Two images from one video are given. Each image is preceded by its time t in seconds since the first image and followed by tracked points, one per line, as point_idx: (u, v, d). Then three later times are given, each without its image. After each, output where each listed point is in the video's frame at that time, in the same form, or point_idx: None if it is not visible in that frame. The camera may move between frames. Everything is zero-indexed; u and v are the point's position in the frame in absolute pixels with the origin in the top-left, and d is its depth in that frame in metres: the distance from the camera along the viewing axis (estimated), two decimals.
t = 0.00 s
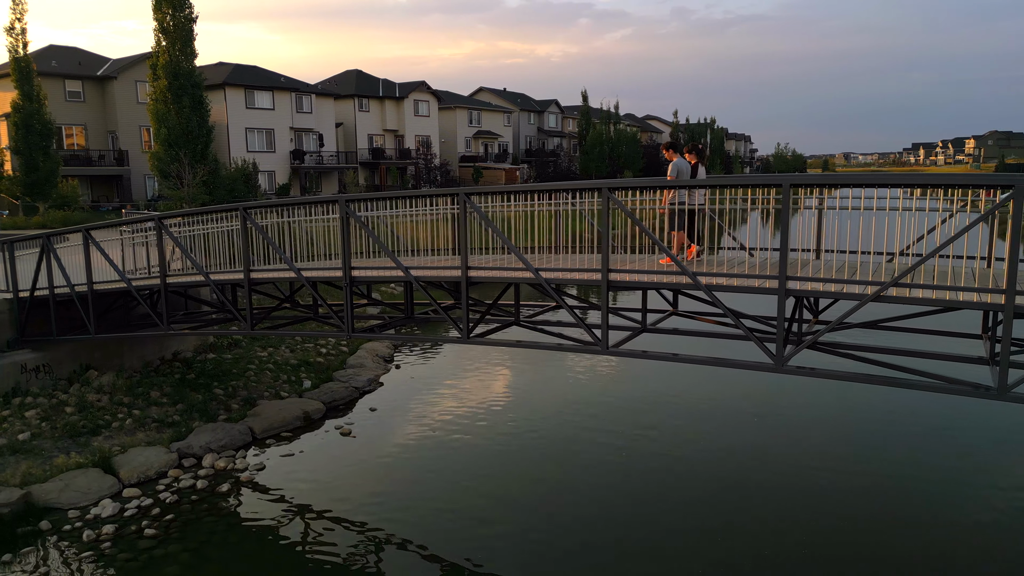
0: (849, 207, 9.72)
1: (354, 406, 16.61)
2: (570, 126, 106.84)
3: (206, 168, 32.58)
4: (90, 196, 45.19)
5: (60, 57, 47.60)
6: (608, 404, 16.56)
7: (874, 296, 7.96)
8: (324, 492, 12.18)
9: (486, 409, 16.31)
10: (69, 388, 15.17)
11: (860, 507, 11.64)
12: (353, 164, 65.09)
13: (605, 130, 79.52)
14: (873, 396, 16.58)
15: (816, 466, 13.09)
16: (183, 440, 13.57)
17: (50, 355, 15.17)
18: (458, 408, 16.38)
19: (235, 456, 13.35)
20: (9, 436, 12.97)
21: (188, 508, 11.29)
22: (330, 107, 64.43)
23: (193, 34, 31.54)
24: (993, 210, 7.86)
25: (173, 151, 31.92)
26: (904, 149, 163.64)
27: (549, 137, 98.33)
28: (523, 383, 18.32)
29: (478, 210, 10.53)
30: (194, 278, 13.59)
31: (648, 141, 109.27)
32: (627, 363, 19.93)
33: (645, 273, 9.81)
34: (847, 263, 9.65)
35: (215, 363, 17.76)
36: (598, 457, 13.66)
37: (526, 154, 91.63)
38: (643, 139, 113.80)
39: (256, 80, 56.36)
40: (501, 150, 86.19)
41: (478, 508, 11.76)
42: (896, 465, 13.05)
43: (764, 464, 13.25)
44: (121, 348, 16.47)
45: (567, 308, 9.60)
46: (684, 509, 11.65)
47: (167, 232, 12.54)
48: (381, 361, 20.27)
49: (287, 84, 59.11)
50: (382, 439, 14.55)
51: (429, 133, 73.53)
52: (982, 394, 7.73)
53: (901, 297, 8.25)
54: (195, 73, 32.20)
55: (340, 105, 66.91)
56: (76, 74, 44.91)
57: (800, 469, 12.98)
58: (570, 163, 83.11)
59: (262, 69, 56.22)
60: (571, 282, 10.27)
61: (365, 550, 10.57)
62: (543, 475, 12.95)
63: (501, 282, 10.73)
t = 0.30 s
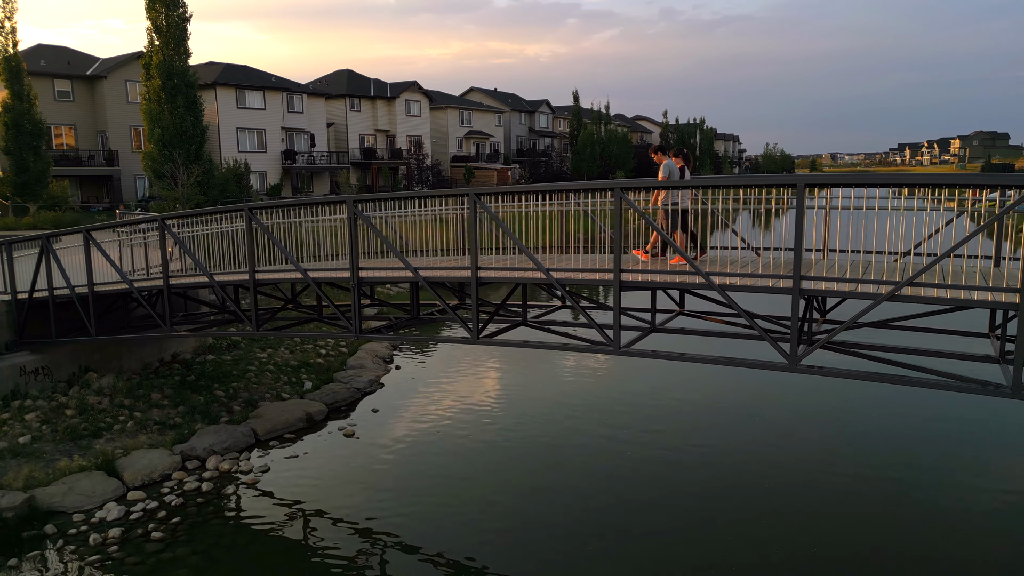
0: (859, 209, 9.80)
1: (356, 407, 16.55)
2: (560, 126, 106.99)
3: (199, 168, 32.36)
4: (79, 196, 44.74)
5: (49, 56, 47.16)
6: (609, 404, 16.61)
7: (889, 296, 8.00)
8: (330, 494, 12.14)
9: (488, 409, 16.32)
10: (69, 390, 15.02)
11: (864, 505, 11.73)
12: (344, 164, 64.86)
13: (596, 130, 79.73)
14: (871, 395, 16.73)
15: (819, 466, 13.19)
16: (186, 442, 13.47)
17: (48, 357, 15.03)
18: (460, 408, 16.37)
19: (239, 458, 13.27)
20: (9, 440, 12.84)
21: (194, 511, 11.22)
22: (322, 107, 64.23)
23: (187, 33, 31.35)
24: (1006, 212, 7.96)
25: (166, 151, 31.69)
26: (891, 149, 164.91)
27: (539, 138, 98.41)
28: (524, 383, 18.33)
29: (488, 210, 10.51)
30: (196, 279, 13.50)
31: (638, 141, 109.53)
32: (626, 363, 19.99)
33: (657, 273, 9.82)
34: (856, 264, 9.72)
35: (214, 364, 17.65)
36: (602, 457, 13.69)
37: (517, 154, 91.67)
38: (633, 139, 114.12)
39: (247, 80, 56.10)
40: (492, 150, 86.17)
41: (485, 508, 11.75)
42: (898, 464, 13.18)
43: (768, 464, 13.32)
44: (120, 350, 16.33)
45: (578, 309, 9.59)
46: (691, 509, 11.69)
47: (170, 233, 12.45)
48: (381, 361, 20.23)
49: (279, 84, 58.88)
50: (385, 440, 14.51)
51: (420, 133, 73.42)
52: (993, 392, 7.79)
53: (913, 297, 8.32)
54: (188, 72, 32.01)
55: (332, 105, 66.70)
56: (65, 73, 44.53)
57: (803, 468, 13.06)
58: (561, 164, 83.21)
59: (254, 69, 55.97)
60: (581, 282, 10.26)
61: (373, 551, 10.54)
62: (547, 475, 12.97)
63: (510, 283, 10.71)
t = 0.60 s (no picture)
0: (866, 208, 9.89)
1: (358, 408, 16.49)
2: (551, 126, 107.09)
3: (193, 168, 32.14)
4: (69, 196, 44.31)
5: (37, 55, 46.71)
6: (611, 404, 16.63)
7: (903, 296, 8.05)
8: (337, 495, 12.09)
9: (490, 409, 16.30)
10: (68, 393, 14.88)
11: (868, 504, 11.81)
12: (336, 165, 64.60)
13: (587, 131, 79.86)
14: (869, 395, 16.86)
15: (821, 465, 13.27)
16: (188, 445, 13.37)
17: (47, 359, 14.87)
18: (462, 409, 16.34)
19: (243, 460, 13.17)
20: (10, 443, 12.70)
21: (200, 514, 11.14)
22: (314, 107, 64.00)
23: (181, 33, 31.15)
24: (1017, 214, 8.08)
25: (160, 151, 31.46)
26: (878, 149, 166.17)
27: (531, 138, 98.44)
28: (524, 383, 18.34)
29: (498, 210, 10.49)
30: (198, 280, 13.40)
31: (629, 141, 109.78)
32: (626, 363, 20.02)
33: (669, 273, 9.81)
34: (865, 264, 9.78)
35: (214, 366, 17.54)
36: (607, 457, 13.70)
37: (508, 154, 91.67)
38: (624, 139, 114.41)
39: (238, 80, 55.80)
40: (484, 150, 86.12)
41: (493, 509, 11.74)
42: (900, 462, 13.29)
43: (772, 462, 13.39)
44: (119, 352, 16.18)
45: (588, 310, 9.56)
46: (698, 508, 11.72)
47: (173, 234, 12.36)
48: (380, 362, 20.17)
49: (271, 84, 58.62)
50: (389, 441, 14.47)
51: (411, 133, 73.28)
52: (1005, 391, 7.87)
53: (926, 297, 8.39)
54: (182, 72, 31.80)
55: (323, 105, 66.45)
56: (54, 73, 44.12)
57: (807, 467, 13.13)
58: (553, 164, 83.26)
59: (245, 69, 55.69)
60: (591, 283, 10.24)
61: (381, 553, 10.49)
62: (553, 475, 12.98)
63: (519, 283, 10.67)
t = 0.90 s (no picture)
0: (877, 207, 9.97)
1: (360, 409, 16.42)
2: (542, 126, 107.18)
3: (188, 168, 31.94)
4: (58, 196, 43.94)
5: (26, 54, 46.28)
6: (614, 404, 16.65)
7: (918, 295, 8.12)
8: (343, 498, 12.04)
9: (493, 410, 16.29)
10: (68, 395, 14.74)
11: (875, 503, 11.88)
12: (328, 165, 64.33)
13: (578, 131, 79.95)
14: (870, 395, 16.98)
15: (826, 464, 13.35)
16: (193, 447, 13.28)
17: (47, 361, 14.72)
18: (465, 410, 16.30)
19: (247, 462, 13.10)
20: (11, 446, 12.57)
21: (207, 516, 11.05)
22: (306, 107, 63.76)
23: (175, 32, 30.93)
24: None
25: (154, 151, 31.24)
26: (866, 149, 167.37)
27: (522, 138, 98.44)
28: (526, 383, 18.33)
29: (510, 210, 10.48)
30: (202, 280, 13.29)
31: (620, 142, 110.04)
32: (627, 364, 20.04)
33: (682, 273, 9.81)
34: (876, 264, 9.86)
35: (214, 367, 17.42)
36: (612, 458, 13.71)
37: (500, 154, 91.67)
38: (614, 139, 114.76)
39: (230, 79, 55.49)
40: (475, 150, 86.06)
41: (501, 510, 11.72)
42: (903, 462, 13.39)
43: (777, 462, 13.46)
44: (119, 353, 16.04)
45: (601, 309, 9.53)
46: (707, 509, 11.74)
47: (178, 234, 12.26)
48: (381, 363, 20.11)
49: (263, 83, 58.36)
50: (393, 442, 14.42)
51: (403, 133, 73.12)
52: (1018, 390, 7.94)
53: (939, 296, 8.46)
54: (176, 71, 31.59)
55: (315, 105, 66.19)
56: (44, 72, 43.72)
57: (813, 467, 13.20)
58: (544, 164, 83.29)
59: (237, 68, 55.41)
60: (602, 282, 10.23)
61: (391, 554, 10.46)
62: (560, 475, 12.98)
63: (530, 283, 10.66)
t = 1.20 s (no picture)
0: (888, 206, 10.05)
1: (364, 409, 16.37)
2: (534, 126, 107.25)
3: (183, 168, 31.75)
4: (49, 197, 43.56)
5: (16, 53, 45.87)
6: (618, 404, 16.69)
7: (934, 294, 8.17)
8: (352, 499, 12.00)
9: (499, 410, 16.28)
10: (70, 397, 14.63)
11: (884, 503, 11.93)
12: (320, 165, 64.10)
13: (569, 131, 80.11)
14: (871, 394, 17.09)
15: (832, 463, 13.41)
16: (198, 448, 13.21)
17: (48, 362, 14.60)
18: (470, 410, 16.28)
19: (254, 463, 13.05)
20: (15, 448, 12.47)
21: (216, 518, 11.00)
22: (298, 106, 63.52)
23: (169, 31, 30.73)
24: None
25: (149, 151, 31.03)
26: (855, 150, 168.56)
27: (514, 138, 98.49)
28: (529, 384, 18.34)
29: (523, 210, 10.50)
30: (208, 281, 13.21)
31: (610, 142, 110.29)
32: (628, 363, 20.08)
33: (696, 273, 9.84)
34: (887, 264, 9.93)
35: (216, 368, 17.33)
36: (619, 457, 13.73)
37: (492, 155, 91.68)
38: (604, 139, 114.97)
39: (222, 79, 55.22)
40: (467, 150, 86.02)
41: (511, 511, 11.71)
42: (908, 460, 13.49)
43: (783, 462, 13.52)
44: (121, 355, 15.93)
45: (614, 309, 9.48)
46: (717, 508, 11.78)
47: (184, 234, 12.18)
48: (383, 364, 20.05)
49: (256, 83, 58.09)
50: (399, 443, 14.38)
51: (396, 133, 73.00)
52: None
53: (954, 295, 8.51)
54: (172, 70, 31.35)
55: (307, 105, 65.95)
56: (33, 71, 43.34)
57: (819, 466, 13.28)
58: (537, 164, 83.36)
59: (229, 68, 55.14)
60: (616, 281, 10.21)
61: (401, 555, 10.43)
62: (568, 476, 12.97)
63: (543, 283, 10.66)
